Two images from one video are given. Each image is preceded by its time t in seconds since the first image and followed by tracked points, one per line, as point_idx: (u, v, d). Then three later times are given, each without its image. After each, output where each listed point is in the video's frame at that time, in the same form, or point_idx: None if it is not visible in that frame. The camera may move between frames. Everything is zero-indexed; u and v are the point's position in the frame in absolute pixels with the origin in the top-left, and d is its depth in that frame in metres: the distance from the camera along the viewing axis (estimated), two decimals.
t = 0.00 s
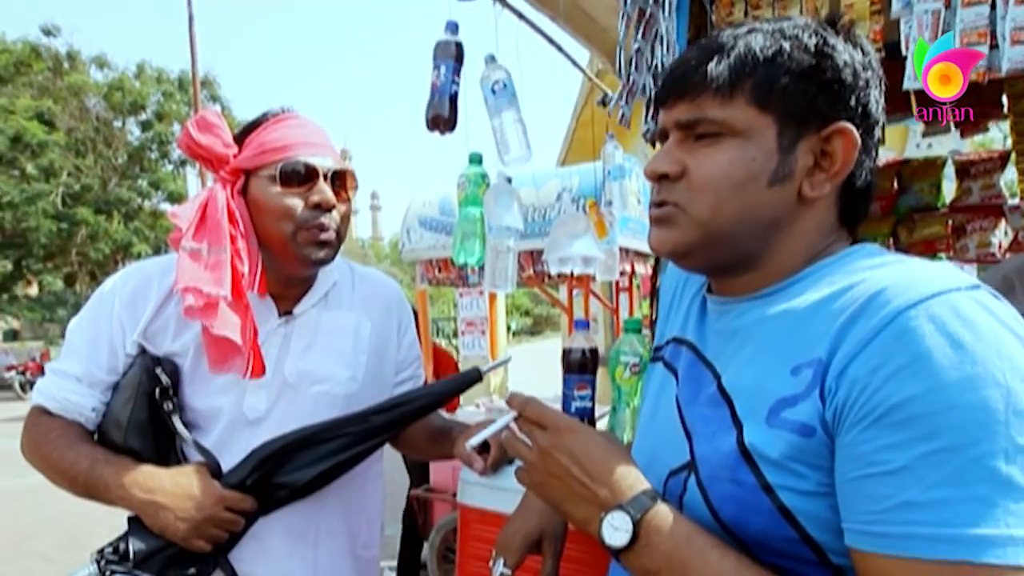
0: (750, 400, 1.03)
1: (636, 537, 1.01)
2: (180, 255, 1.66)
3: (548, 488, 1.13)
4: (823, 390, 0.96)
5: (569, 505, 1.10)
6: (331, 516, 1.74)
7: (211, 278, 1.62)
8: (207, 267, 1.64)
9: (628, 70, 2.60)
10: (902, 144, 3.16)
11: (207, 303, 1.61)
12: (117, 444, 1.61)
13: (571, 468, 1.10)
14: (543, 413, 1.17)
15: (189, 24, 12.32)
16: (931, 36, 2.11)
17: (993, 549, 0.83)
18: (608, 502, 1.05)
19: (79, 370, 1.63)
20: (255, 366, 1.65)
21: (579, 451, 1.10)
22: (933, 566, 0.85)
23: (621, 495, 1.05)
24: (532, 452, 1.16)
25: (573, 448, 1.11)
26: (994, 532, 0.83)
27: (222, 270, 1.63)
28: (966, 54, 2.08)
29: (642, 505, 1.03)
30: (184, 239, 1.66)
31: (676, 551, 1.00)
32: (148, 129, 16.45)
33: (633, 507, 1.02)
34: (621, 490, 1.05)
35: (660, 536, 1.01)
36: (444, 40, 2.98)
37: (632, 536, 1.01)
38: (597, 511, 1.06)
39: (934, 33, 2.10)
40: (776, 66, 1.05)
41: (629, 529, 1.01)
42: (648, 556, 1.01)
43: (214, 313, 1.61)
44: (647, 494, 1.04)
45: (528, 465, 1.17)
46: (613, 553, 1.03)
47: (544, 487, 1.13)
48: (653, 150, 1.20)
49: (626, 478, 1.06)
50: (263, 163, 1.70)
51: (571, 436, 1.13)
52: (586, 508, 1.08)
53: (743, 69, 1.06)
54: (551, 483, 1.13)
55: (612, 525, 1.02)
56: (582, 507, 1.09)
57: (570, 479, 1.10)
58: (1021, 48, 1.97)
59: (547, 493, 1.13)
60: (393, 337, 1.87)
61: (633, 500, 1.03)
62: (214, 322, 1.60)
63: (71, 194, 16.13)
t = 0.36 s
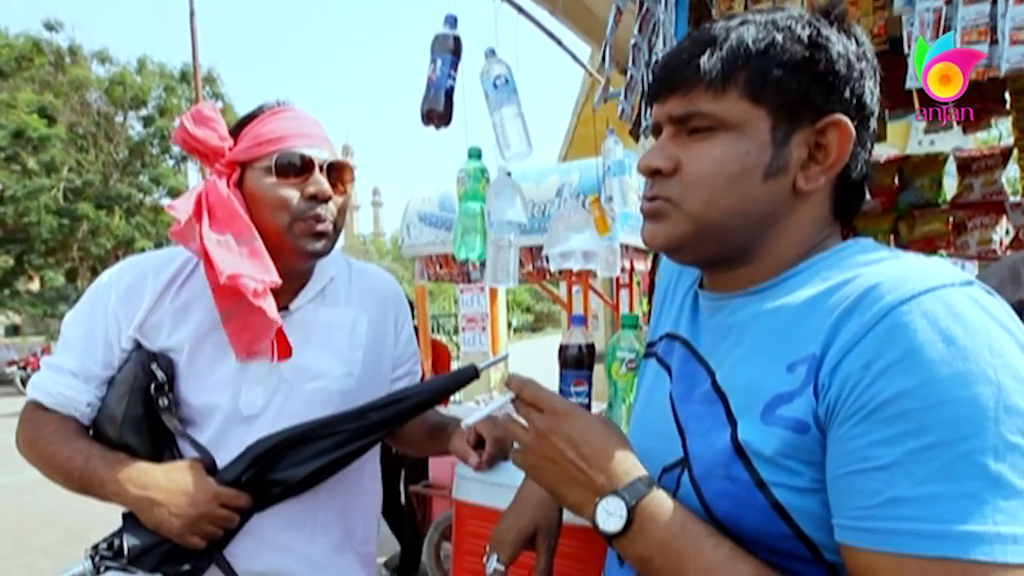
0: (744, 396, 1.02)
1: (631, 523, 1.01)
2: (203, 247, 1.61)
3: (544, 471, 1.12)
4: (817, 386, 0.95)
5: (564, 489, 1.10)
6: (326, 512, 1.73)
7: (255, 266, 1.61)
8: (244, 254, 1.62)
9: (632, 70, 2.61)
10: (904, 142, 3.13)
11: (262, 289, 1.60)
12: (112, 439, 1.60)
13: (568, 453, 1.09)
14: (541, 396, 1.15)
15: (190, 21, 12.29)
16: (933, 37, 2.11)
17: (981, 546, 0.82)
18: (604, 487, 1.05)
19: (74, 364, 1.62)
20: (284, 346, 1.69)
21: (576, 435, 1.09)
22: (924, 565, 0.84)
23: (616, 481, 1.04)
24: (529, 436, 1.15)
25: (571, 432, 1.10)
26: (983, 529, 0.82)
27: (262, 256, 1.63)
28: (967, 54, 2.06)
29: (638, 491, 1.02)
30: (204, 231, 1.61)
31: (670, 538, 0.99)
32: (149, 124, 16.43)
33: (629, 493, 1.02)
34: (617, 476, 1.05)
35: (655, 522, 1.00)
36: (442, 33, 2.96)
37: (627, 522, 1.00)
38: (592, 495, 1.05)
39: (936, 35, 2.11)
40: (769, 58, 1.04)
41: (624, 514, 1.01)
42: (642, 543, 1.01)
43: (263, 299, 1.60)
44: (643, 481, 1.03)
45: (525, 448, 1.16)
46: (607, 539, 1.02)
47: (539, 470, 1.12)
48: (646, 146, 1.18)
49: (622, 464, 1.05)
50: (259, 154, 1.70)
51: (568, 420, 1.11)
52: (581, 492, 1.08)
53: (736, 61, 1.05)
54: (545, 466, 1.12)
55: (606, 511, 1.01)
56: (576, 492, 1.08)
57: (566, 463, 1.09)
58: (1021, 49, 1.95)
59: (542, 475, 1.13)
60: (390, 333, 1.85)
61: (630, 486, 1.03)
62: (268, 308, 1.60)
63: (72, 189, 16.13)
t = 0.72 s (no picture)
0: (743, 392, 1.01)
1: (639, 464, 0.99)
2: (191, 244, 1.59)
3: (558, 397, 1.11)
4: (815, 380, 0.95)
5: (576, 420, 1.09)
6: (320, 513, 1.72)
7: (240, 264, 1.59)
8: (231, 252, 1.60)
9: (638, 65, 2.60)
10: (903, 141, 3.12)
11: (246, 287, 1.58)
12: (104, 441, 1.59)
13: (587, 384, 1.07)
14: (568, 320, 1.12)
15: (188, 20, 12.24)
16: (928, 34, 2.11)
17: (962, 539, 0.81)
18: (618, 424, 1.03)
19: (65, 365, 1.60)
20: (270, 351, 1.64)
21: (599, 369, 1.07)
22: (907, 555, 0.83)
23: (631, 420, 1.02)
24: (550, 359, 1.12)
25: (594, 364, 1.08)
26: (965, 521, 0.82)
27: (248, 255, 1.61)
28: (967, 54, 2.06)
29: (653, 434, 1.00)
30: (191, 228, 1.60)
31: (676, 486, 0.97)
32: (148, 124, 16.43)
33: (642, 434, 1.00)
34: (633, 415, 1.03)
35: (663, 467, 0.98)
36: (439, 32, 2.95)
37: (634, 462, 0.99)
38: (603, 430, 1.05)
39: (931, 31, 2.10)
40: (765, 55, 1.03)
41: (632, 454, 0.99)
42: (646, 486, 0.98)
43: (246, 299, 1.58)
44: (660, 425, 1.01)
45: (541, 372, 1.13)
46: (609, 476, 1.01)
47: (554, 394, 1.11)
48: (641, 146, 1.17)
49: (641, 406, 1.03)
50: (252, 151, 1.68)
51: (594, 351, 1.08)
52: (590, 424, 1.07)
53: (732, 58, 1.04)
54: (561, 392, 1.10)
55: (615, 448, 1.00)
56: (587, 424, 1.07)
57: (583, 394, 1.08)
58: (1018, 47, 1.94)
59: (555, 400, 1.11)
60: (383, 333, 1.85)
61: (646, 428, 1.00)
62: (252, 307, 1.58)
63: (71, 189, 16.12)
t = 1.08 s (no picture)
0: (734, 386, 1.02)
1: (648, 386, 0.94)
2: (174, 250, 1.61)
3: (581, 309, 1.06)
4: (805, 369, 0.97)
5: (593, 334, 1.04)
6: (310, 513, 1.71)
7: (225, 272, 1.61)
8: (215, 261, 1.61)
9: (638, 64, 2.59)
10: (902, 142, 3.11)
11: (229, 296, 1.59)
12: (91, 443, 1.58)
13: (615, 301, 1.03)
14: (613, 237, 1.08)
15: (188, 22, 12.26)
16: (924, 32, 2.09)
17: (916, 514, 0.82)
18: (634, 346, 0.99)
19: (54, 371, 1.61)
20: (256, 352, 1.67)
21: (631, 287, 1.03)
22: (872, 531, 0.83)
23: (651, 345, 0.98)
24: (585, 271, 1.08)
25: (626, 281, 1.04)
26: (920, 498, 0.82)
27: (233, 262, 1.62)
28: (970, 56, 2.06)
29: (667, 363, 0.95)
30: (176, 234, 1.61)
31: (675, 420, 0.91)
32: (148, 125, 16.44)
33: (657, 360, 0.95)
34: (654, 340, 0.98)
35: (668, 397, 0.93)
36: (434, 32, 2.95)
37: (641, 385, 0.94)
38: (617, 349, 1.00)
39: (928, 29, 2.08)
40: (761, 56, 1.02)
41: (642, 376, 0.95)
42: (645, 412, 0.93)
43: (231, 307, 1.60)
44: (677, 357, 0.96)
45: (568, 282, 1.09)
46: (612, 395, 0.96)
47: (577, 304, 1.06)
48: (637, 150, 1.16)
49: (662, 334, 0.99)
50: (238, 158, 1.68)
51: (629, 269, 1.05)
52: (606, 343, 1.02)
53: (727, 60, 1.03)
54: (585, 303, 1.06)
55: (626, 368, 0.95)
56: (604, 342, 1.03)
57: (607, 311, 1.03)
58: (1017, 40, 1.96)
59: (576, 314, 1.06)
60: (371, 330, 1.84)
61: (661, 355, 0.96)
62: (238, 315, 1.60)
63: (71, 189, 16.13)
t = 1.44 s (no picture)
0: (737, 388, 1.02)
1: (666, 371, 0.93)
2: (143, 252, 1.59)
3: (607, 289, 1.05)
4: (806, 372, 0.97)
5: (616, 315, 1.04)
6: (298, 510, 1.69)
7: (197, 269, 1.59)
8: (187, 258, 1.60)
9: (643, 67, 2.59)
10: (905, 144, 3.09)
11: (201, 295, 1.58)
12: (61, 449, 1.57)
13: (642, 285, 1.02)
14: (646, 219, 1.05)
15: (194, 23, 12.29)
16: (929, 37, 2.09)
17: (908, 512, 0.81)
18: (656, 330, 0.98)
19: (15, 382, 1.57)
20: (223, 354, 1.65)
21: (659, 272, 1.01)
22: (865, 527, 0.82)
23: (672, 331, 0.97)
24: (615, 253, 1.07)
25: (656, 266, 1.02)
26: (913, 497, 0.81)
27: (204, 260, 1.61)
28: (972, 57, 2.06)
29: (687, 350, 0.95)
30: (143, 236, 1.60)
31: (687, 406, 0.91)
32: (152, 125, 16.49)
33: (677, 346, 0.95)
34: (676, 327, 0.98)
35: (684, 384, 0.92)
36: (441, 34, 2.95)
37: (659, 369, 0.94)
38: (639, 334, 1.00)
39: (932, 33, 2.08)
40: (763, 64, 1.02)
41: (661, 361, 0.94)
42: (660, 396, 0.93)
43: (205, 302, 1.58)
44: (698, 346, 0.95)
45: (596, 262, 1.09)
46: (629, 376, 0.96)
47: (602, 284, 1.06)
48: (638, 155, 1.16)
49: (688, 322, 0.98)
50: (202, 160, 1.67)
51: (660, 255, 1.02)
52: (629, 326, 1.02)
53: (729, 67, 1.02)
54: (610, 284, 1.05)
55: (645, 351, 0.95)
56: (627, 324, 1.02)
57: (634, 295, 1.03)
58: (1021, 47, 1.96)
59: (603, 294, 1.06)
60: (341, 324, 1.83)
61: (681, 340, 0.95)
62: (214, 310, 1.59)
63: (75, 189, 16.18)
